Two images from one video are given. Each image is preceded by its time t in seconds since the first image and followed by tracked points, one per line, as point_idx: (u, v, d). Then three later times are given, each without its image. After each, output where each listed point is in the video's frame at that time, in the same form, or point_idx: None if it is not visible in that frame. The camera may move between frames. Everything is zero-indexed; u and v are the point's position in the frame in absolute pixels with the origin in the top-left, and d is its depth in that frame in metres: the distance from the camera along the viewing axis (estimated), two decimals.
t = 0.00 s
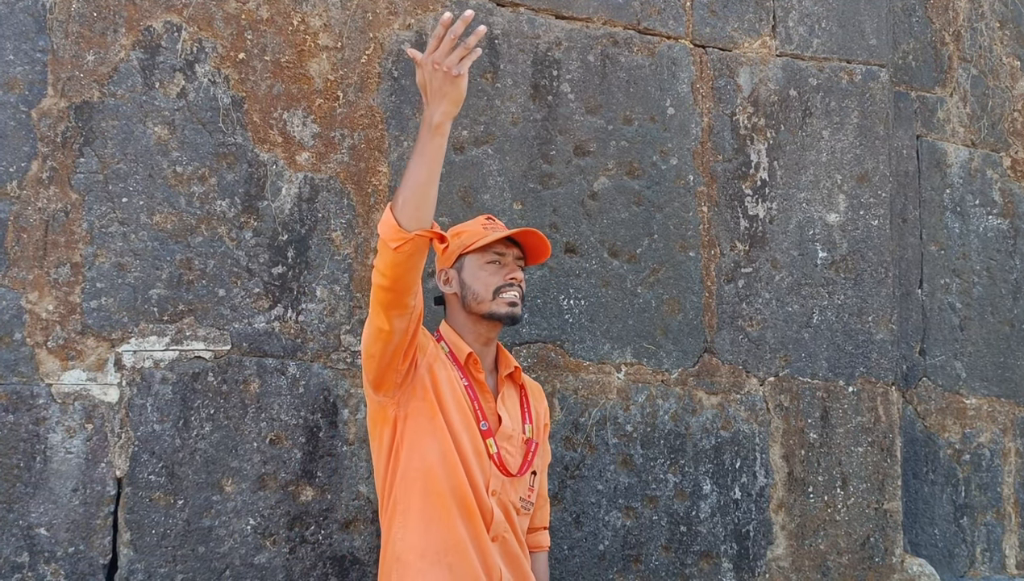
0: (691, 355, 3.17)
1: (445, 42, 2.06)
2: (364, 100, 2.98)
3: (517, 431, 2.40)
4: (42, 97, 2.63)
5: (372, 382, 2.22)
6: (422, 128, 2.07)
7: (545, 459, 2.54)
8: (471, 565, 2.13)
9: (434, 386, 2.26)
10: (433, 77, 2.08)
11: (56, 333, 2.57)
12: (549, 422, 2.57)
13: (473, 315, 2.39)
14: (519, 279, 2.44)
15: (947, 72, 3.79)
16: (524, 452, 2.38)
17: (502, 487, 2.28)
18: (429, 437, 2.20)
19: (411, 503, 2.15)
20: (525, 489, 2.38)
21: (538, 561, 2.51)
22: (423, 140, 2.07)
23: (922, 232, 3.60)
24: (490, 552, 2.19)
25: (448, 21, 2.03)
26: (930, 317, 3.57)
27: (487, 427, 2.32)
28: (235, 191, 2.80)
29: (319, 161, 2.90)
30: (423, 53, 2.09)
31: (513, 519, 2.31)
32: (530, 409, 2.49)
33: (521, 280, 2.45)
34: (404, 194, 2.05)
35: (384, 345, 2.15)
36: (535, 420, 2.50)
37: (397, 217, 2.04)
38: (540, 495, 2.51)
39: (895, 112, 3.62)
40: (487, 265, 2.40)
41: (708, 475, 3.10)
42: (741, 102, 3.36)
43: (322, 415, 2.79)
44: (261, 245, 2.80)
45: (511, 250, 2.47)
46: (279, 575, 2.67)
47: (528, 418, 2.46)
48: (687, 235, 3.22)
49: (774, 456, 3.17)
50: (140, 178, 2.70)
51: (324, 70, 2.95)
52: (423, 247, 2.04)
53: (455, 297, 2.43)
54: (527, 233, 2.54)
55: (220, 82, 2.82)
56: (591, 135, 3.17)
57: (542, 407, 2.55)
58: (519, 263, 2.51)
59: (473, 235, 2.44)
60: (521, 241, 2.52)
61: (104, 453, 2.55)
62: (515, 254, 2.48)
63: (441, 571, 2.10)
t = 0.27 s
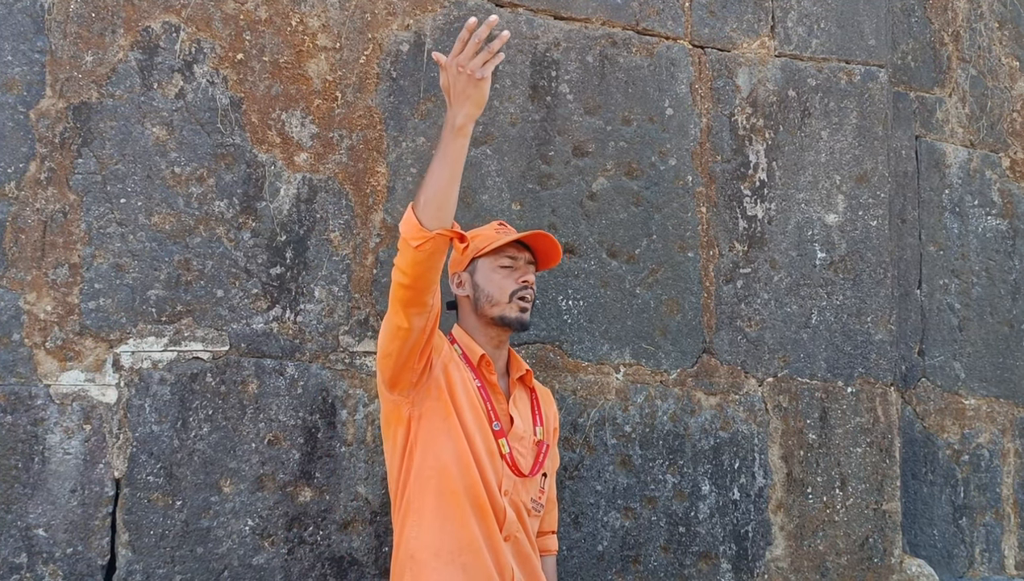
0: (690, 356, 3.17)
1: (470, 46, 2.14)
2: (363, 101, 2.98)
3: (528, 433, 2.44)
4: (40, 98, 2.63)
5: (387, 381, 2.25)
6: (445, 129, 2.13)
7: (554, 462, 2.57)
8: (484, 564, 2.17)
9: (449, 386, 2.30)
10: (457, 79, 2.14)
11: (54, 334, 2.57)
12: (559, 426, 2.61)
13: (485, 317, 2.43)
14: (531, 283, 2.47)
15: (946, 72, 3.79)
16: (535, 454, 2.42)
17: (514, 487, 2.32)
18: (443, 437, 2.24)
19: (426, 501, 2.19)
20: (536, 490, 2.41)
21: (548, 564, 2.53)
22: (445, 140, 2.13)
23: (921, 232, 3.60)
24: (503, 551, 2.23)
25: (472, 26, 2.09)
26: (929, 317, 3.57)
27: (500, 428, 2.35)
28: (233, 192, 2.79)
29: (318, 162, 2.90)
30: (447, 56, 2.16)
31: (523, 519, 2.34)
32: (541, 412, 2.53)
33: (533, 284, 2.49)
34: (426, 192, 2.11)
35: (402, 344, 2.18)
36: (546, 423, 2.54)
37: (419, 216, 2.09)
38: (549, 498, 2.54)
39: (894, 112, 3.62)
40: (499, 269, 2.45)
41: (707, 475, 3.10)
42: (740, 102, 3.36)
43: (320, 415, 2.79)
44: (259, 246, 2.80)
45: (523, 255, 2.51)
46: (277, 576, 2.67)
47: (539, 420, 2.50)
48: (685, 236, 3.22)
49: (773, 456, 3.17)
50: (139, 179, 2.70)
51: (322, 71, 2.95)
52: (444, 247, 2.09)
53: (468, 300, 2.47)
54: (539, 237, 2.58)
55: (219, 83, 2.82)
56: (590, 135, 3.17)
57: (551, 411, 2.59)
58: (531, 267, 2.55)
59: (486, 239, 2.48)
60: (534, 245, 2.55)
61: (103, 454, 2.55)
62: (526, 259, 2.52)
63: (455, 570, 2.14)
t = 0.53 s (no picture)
0: (688, 356, 3.16)
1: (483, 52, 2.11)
2: (360, 101, 2.98)
3: (535, 435, 2.44)
4: (37, 98, 2.62)
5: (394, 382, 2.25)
6: (457, 135, 2.12)
7: (560, 465, 2.57)
8: (490, 565, 2.16)
9: (456, 387, 2.30)
10: (470, 86, 2.12)
11: (50, 335, 2.56)
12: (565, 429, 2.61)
13: (491, 319, 2.43)
14: (537, 287, 2.48)
15: (945, 72, 3.79)
16: (542, 456, 2.42)
17: (520, 489, 2.32)
18: (450, 438, 2.24)
19: (433, 502, 2.19)
20: (542, 492, 2.41)
21: (553, 566, 2.53)
22: (457, 146, 2.13)
23: (920, 232, 3.59)
24: (509, 553, 2.22)
25: (486, 33, 2.07)
26: (928, 318, 3.56)
27: (506, 430, 2.35)
28: (231, 192, 2.79)
29: (315, 162, 2.89)
30: (461, 62, 2.14)
31: (530, 520, 2.34)
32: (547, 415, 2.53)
33: (539, 287, 2.48)
34: (437, 199, 2.11)
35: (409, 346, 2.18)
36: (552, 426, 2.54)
37: (429, 221, 2.10)
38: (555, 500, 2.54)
39: (892, 112, 3.62)
40: (506, 271, 2.45)
41: (705, 476, 3.09)
42: (738, 102, 3.35)
43: (317, 416, 2.78)
44: (256, 246, 2.80)
45: (530, 258, 2.52)
46: (274, 577, 2.66)
47: (545, 423, 2.49)
48: (683, 236, 3.22)
49: (771, 457, 3.17)
50: (135, 179, 2.69)
51: (320, 71, 2.94)
52: (453, 251, 2.09)
53: (475, 302, 2.48)
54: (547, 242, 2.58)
55: (216, 83, 2.81)
56: (588, 135, 3.17)
57: (557, 414, 2.59)
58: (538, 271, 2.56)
59: (493, 242, 2.49)
60: (541, 250, 2.56)
61: (99, 455, 2.55)
62: (533, 262, 2.52)
63: (461, 571, 2.13)
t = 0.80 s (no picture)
0: (686, 356, 3.16)
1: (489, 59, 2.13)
2: (358, 100, 2.97)
3: (538, 434, 2.44)
4: (34, 97, 2.62)
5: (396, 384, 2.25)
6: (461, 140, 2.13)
7: (565, 463, 2.56)
8: (494, 565, 2.16)
9: (458, 388, 2.29)
10: (475, 92, 2.14)
11: (48, 334, 2.56)
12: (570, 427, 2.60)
13: (492, 320, 2.43)
14: (538, 287, 2.47)
15: (944, 72, 3.78)
16: (546, 454, 2.41)
17: (525, 488, 2.31)
18: (453, 438, 2.23)
19: (436, 502, 2.18)
20: (547, 490, 2.40)
21: (559, 564, 2.53)
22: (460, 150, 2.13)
23: (918, 232, 3.59)
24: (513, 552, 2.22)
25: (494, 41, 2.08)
26: (926, 318, 3.56)
27: (509, 429, 2.34)
28: (228, 192, 2.79)
29: (313, 161, 2.89)
30: (467, 68, 2.15)
31: (534, 519, 2.33)
32: (551, 414, 2.52)
33: (539, 288, 2.48)
34: (438, 201, 2.11)
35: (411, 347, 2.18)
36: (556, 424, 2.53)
37: (429, 224, 2.09)
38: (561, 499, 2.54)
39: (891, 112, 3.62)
40: (507, 272, 2.45)
41: (703, 476, 3.09)
42: (737, 102, 3.35)
43: (315, 416, 2.78)
44: (254, 245, 2.79)
45: (531, 259, 2.51)
46: (272, 577, 2.66)
47: (549, 421, 2.49)
48: (682, 235, 3.21)
49: (769, 456, 3.17)
50: (133, 178, 2.69)
51: (317, 71, 2.94)
52: (452, 254, 2.08)
53: (476, 303, 2.47)
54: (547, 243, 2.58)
55: (213, 83, 2.81)
56: (586, 135, 3.16)
57: (562, 412, 2.58)
58: (539, 271, 2.55)
59: (494, 243, 2.49)
60: (542, 251, 2.55)
61: (96, 454, 2.54)
62: (534, 263, 2.52)
63: (465, 570, 2.13)
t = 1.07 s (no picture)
0: (685, 355, 3.16)
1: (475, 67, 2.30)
2: (358, 99, 2.97)
3: (543, 430, 2.43)
4: (33, 96, 2.62)
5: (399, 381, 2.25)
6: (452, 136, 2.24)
7: (571, 458, 2.56)
8: (498, 562, 2.15)
9: (462, 384, 2.29)
10: (463, 94, 2.28)
11: (47, 333, 2.56)
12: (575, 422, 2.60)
13: (493, 320, 2.43)
14: (539, 287, 2.46)
15: (943, 71, 3.78)
16: (551, 450, 2.41)
17: (529, 484, 2.31)
18: (456, 434, 2.23)
19: (440, 499, 2.18)
20: (551, 486, 2.40)
21: (565, 559, 2.53)
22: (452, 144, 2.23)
23: (918, 231, 3.58)
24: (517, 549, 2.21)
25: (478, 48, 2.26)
26: (926, 317, 3.56)
27: (513, 425, 2.34)
28: (227, 190, 2.79)
29: (312, 160, 2.89)
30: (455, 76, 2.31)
31: (539, 516, 2.33)
32: (556, 410, 2.52)
33: (541, 288, 2.47)
34: (434, 190, 2.17)
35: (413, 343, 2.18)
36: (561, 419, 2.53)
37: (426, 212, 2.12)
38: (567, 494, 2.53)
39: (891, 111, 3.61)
40: (507, 272, 2.43)
41: (702, 475, 3.09)
42: (736, 101, 3.35)
43: (314, 415, 2.78)
44: (253, 244, 2.79)
45: (533, 257, 2.49)
46: (271, 576, 2.66)
47: (554, 417, 2.48)
48: (681, 235, 3.21)
49: (768, 455, 3.17)
50: (132, 177, 2.69)
51: (316, 70, 2.94)
52: (449, 240, 2.10)
53: (478, 303, 2.47)
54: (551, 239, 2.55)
55: (212, 81, 2.81)
56: (585, 134, 3.16)
57: (567, 407, 2.57)
58: (542, 268, 2.53)
59: (495, 242, 2.47)
60: (545, 248, 2.52)
61: (95, 453, 2.54)
62: (535, 260, 2.49)
63: (469, 567, 2.12)
